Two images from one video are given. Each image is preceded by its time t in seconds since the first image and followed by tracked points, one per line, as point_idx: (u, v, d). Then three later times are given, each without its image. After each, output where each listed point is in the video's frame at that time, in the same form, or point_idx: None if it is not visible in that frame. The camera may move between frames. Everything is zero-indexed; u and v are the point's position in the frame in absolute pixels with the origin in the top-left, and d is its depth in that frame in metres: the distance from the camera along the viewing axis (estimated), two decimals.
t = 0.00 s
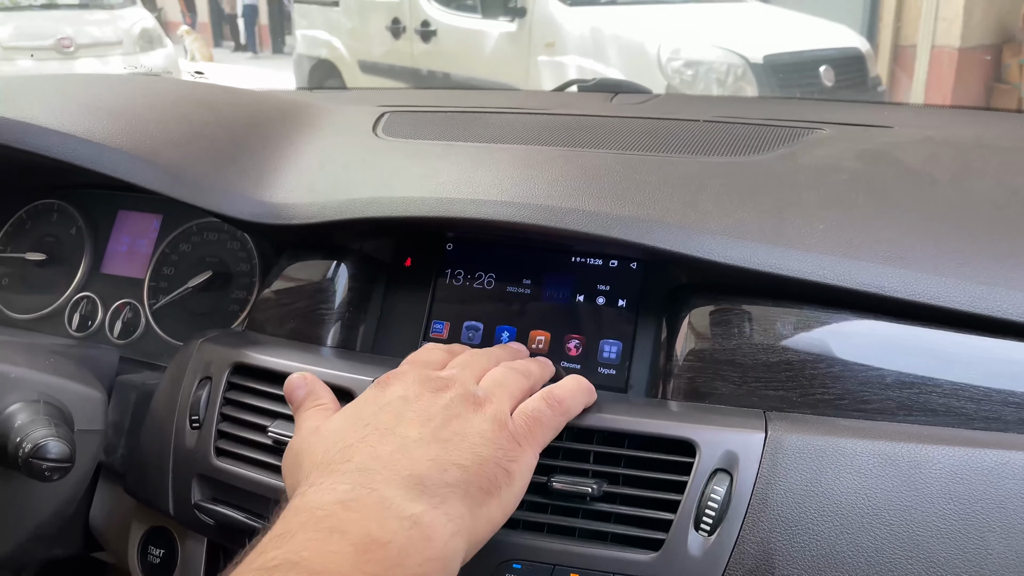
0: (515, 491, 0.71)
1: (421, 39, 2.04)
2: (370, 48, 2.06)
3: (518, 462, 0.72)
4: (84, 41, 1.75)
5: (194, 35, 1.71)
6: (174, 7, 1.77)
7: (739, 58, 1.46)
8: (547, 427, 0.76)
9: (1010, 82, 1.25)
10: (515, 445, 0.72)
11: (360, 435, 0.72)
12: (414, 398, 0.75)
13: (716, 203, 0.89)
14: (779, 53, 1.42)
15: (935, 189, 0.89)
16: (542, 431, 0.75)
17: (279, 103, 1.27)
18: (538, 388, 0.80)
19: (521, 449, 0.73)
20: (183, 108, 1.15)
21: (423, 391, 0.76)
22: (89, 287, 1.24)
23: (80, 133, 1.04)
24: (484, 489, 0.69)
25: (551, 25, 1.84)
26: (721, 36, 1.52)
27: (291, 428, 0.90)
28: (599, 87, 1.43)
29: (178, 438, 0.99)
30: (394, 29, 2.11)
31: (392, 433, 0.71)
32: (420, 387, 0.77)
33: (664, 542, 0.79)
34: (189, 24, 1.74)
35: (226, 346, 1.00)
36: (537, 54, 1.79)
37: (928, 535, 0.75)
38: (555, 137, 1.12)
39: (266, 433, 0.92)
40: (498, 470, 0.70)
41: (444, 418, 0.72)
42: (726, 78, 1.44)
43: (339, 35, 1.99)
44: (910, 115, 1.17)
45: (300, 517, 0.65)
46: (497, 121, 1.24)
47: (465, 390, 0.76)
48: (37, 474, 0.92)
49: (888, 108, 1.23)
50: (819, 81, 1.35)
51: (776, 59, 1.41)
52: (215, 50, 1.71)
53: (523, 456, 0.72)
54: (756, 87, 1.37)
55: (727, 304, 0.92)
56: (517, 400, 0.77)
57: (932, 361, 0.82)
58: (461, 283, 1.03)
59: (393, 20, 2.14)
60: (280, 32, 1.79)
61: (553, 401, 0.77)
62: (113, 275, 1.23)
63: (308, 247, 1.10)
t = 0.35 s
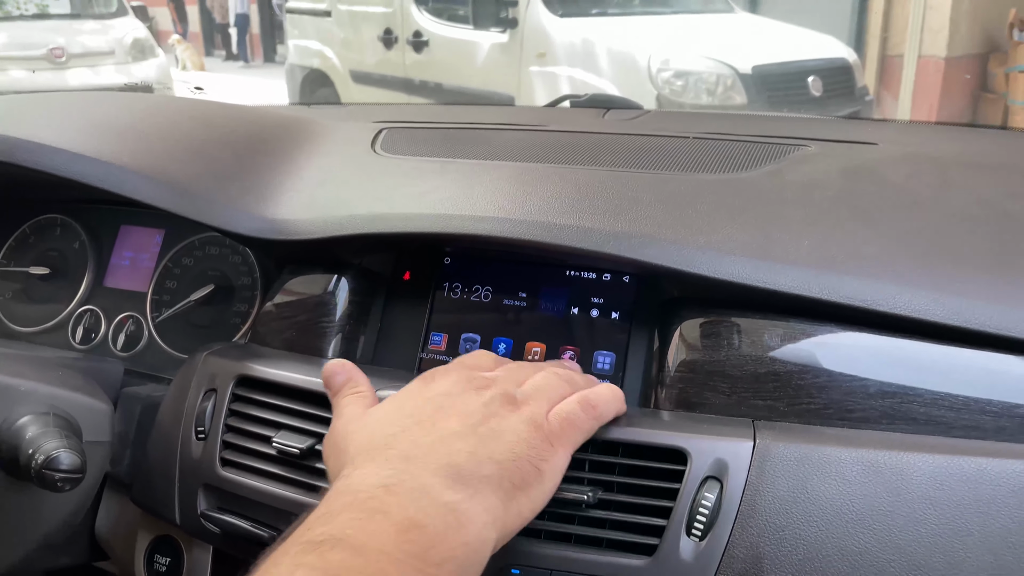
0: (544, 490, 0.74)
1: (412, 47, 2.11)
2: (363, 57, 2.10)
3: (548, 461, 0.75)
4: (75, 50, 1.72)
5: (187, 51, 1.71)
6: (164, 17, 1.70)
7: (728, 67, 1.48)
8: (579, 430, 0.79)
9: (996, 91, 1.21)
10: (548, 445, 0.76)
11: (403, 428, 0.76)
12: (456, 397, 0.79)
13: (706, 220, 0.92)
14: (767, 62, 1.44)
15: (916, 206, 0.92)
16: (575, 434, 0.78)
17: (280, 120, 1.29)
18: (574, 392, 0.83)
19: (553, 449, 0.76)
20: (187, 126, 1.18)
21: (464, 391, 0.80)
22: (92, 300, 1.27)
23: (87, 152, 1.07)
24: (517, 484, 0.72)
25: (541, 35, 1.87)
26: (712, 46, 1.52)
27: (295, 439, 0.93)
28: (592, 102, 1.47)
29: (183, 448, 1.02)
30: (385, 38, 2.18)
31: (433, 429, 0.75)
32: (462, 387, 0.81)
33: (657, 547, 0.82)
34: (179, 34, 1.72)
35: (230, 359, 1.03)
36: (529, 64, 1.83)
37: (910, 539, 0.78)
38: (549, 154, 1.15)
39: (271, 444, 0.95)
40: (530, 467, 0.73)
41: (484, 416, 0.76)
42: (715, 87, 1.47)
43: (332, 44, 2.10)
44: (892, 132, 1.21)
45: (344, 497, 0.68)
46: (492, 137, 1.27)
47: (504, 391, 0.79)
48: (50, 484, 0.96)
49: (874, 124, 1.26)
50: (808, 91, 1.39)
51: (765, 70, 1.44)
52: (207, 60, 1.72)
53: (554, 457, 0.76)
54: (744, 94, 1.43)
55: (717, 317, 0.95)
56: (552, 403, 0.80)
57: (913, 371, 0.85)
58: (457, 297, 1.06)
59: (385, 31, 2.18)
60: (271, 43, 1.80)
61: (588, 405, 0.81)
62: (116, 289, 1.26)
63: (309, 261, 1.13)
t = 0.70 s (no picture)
0: (588, 462, 0.76)
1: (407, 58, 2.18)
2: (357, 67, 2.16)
3: (592, 435, 0.77)
4: (68, 59, 1.73)
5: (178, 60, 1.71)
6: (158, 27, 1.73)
7: (721, 79, 1.46)
8: (622, 413, 0.81)
9: (986, 100, 1.24)
10: (592, 422, 0.78)
11: (459, 389, 0.79)
12: (511, 365, 0.82)
13: (695, 233, 0.94)
14: (758, 72, 1.45)
15: (901, 220, 0.94)
16: (618, 416, 0.80)
17: (276, 133, 1.31)
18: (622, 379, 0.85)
19: (597, 427, 0.78)
20: (183, 139, 1.19)
21: (520, 363, 0.82)
22: (88, 312, 1.28)
23: (86, 166, 1.08)
24: (562, 452, 0.74)
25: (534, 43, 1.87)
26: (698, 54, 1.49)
27: (290, 450, 0.95)
28: (584, 115, 1.49)
29: (179, 459, 1.03)
30: (380, 50, 2.22)
31: (488, 391, 0.78)
32: (517, 360, 0.83)
33: (648, 556, 0.84)
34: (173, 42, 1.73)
35: (226, 370, 1.04)
36: (522, 74, 1.85)
37: (894, 546, 0.80)
38: (542, 167, 1.16)
39: (267, 455, 0.96)
40: (576, 439, 0.75)
41: (535, 385, 0.78)
42: (706, 97, 1.47)
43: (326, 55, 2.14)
44: (878, 145, 1.23)
45: (405, 444, 0.72)
46: (485, 150, 1.28)
47: (556, 368, 0.82)
48: (48, 495, 0.96)
49: (860, 137, 1.29)
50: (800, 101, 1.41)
51: (757, 79, 1.44)
52: (200, 69, 1.74)
53: (598, 433, 0.78)
54: (737, 104, 1.44)
55: (705, 329, 0.97)
56: (598, 386, 0.82)
57: (897, 382, 0.87)
58: (450, 309, 1.08)
59: (379, 41, 2.28)
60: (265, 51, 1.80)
61: (633, 390, 0.82)
62: (112, 300, 1.27)
63: (304, 273, 1.15)
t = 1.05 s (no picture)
0: (571, 521, 0.75)
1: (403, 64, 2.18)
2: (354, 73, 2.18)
3: (578, 492, 0.75)
4: (66, 64, 1.70)
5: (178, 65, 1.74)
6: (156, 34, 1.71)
7: (716, 83, 1.47)
8: (607, 458, 0.79)
9: (982, 105, 1.24)
10: (578, 476, 0.76)
11: (435, 449, 0.75)
12: (492, 415, 0.78)
13: (695, 235, 0.93)
14: (757, 77, 1.44)
15: (901, 222, 0.94)
16: (602, 464, 0.79)
17: (273, 136, 1.30)
18: (605, 415, 0.83)
19: (582, 482, 0.76)
20: (180, 142, 1.19)
21: (501, 408, 0.79)
22: (84, 315, 1.27)
23: (81, 167, 1.07)
24: (545, 518, 0.72)
25: (532, 48, 1.88)
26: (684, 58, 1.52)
27: (287, 453, 0.93)
28: (582, 118, 1.52)
29: (176, 463, 1.02)
30: (378, 55, 2.22)
31: (467, 452, 0.74)
32: (498, 408, 0.79)
33: (648, 559, 0.83)
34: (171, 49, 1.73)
35: (222, 373, 1.03)
36: (519, 79, 1.86)
37: (897, 550, 0.79)
38: (540, 169, 1.16)
39: (264, 458, 0.95)
40: (559, 502, 0.73)
41: (516, 441, 0.75)
42: (703, 102, 1.47)
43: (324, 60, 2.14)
44: (877, 147, 1.23)
45: (379, 525, 0.69)
46: (483, 152, 1.28)
47: (538, 413, 0.79)
48: (43, 499, 0.95)
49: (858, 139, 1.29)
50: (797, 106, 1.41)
51: (755, 84, 1.44)
52: (198, 75, 1.74)
53: (584, 487, 0.76)
54: (734, 108, 1.45)
55: (706, 331, 0.96)
56: (584, 430, 0.80)
57: (899, 384, 0.86)
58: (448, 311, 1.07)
59: (376, 46, 2.30)
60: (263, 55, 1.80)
61: (616, 433, 0.81)
62: (108, 303, 1.26)
63: (301, 275, 1.14)
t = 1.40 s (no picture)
0: (560, 494, 0.74)
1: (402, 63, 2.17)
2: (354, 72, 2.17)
3: (568, 465, 0.75)
4: (65, 64, 1.73)
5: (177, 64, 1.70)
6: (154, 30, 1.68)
7: (715, 83, 1.47)
8: (601, 439, 0.79)
9: (980, 105, 1.24)
10: (569, 451, 0.76)
11: (431, 416, 0.76)
12: (490, 388, 0.79)
13: (694, 232, 0.93)
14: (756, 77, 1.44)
15: (901, 218, 0.93)
16: (596, 441, 0.78)
17: (270, 133, 1.30)
18: (602, 402, 0.83)
19: (574, 455, 0.76)
20: (176, 139, 1.18)
21: (500, 385, 0.80)
22: (80, 313, 1.27)
23: (77, 165, 1.07)
24: (534, 486, 0.72)
25: (532, 49, 1.89)
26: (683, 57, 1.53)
27: (284, 452, 0.93)
28: (581, 115, 1.48)
29: (171, 461, 1.01)
30: (377, 55, 2.22)
31: (461, 419, 0.75)
32: (495, 381, 0.80)
33: (647, 558, 0.82)
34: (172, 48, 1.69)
35: (218, 371, 1.03)
36: (518, 78, 1.85)
37: (899, 548, 0.79)
38: (538, 166, 1.15)
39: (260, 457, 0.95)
40: (550, 471, 0.73)
41: (512, 412, 0.76)
42: (703, 101, 1.47)
43: (321, 59, 2.15)
44: (877, 145, 1.22)
45: (372, 480, 0.68)
46: (481, 150, 1.27)
47: (536, 389, 0.79)
48: (37, 497, 0.95)
49: (859, 137, 1.28)
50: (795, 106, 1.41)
51: (752, 83, 1.44)
52: (198, 74, 1.70)
53: (574, 463, 0.76)
54: (733, 108, 1.44)
55: (705, 329, 0.96)
56: (580, 409, 0.80)
57: (900, 381, 0.86)
58: (445, 308, 1.07)
59: (376, 46, 2.30)
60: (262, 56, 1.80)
61: (613, 415, 0.81)
62: (104, 301, 1.26)
63: (298, 273, 1.13)
